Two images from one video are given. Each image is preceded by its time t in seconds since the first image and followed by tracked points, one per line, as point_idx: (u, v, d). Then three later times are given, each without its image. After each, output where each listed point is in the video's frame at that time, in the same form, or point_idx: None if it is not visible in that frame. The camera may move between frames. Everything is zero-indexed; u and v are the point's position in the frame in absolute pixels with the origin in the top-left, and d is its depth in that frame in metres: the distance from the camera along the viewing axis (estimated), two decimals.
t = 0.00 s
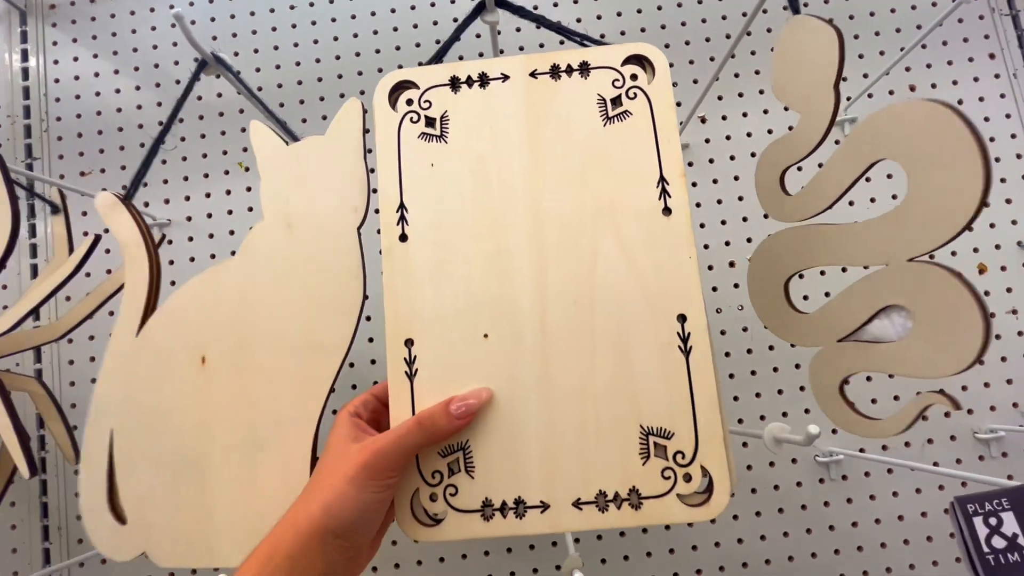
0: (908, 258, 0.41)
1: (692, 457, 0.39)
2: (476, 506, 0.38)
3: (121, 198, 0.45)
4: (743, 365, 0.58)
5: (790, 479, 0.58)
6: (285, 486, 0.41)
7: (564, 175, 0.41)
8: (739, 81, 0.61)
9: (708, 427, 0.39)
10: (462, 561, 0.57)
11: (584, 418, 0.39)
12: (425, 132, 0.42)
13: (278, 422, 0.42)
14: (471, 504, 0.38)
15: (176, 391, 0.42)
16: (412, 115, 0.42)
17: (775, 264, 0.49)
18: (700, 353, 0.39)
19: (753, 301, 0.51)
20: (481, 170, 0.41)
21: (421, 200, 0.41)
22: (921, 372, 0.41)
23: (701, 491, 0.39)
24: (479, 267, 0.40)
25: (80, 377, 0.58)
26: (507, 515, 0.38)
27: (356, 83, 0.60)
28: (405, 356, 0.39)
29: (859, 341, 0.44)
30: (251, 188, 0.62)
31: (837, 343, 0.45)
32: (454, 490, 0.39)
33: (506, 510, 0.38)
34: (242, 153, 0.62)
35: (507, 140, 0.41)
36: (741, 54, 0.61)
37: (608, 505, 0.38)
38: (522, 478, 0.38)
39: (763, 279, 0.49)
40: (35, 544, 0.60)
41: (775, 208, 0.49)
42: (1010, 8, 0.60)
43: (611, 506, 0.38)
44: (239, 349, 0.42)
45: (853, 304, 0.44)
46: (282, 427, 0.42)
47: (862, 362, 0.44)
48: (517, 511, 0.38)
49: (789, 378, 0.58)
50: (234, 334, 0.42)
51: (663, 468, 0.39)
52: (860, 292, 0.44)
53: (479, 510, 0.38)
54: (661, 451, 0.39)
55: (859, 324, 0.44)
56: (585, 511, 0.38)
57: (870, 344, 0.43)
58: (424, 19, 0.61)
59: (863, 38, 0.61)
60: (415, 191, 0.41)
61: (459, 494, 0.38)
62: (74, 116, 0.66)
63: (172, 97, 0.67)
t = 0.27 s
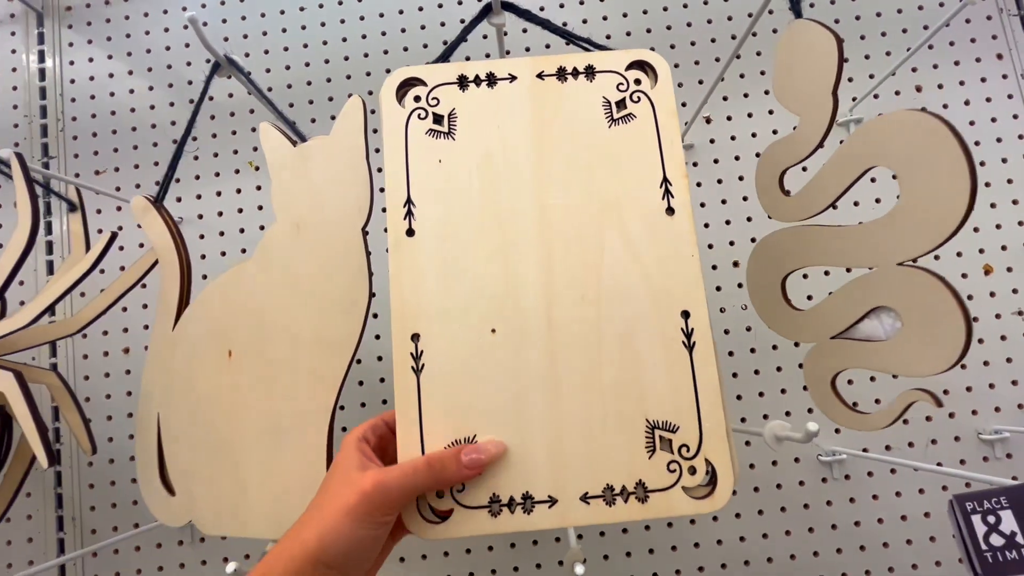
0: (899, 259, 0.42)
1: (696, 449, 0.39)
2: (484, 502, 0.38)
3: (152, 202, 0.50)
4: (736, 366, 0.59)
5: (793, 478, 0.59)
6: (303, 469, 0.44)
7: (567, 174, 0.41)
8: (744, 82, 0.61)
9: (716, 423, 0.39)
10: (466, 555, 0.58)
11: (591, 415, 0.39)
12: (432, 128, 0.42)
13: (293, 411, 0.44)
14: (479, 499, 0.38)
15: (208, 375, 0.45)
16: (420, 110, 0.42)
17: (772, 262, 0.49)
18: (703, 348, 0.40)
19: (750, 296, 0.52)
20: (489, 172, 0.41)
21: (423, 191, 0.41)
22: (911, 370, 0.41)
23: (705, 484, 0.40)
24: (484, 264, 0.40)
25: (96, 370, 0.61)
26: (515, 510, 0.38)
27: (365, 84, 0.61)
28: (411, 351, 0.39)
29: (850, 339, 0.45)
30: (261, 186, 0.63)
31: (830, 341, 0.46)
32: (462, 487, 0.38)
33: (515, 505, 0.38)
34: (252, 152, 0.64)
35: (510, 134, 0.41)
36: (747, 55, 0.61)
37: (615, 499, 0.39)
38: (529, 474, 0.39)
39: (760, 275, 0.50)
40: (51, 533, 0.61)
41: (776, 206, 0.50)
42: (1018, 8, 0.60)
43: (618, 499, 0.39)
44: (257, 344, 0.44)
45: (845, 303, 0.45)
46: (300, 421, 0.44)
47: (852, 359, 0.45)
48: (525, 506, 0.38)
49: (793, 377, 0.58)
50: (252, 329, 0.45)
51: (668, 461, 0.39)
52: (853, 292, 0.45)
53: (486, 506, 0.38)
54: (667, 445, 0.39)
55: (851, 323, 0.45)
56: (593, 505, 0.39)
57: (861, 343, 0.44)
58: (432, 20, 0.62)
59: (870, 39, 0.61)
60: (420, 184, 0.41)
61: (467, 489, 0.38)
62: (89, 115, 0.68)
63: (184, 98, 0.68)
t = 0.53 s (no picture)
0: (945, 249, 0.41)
1: (692, 451, 0.40)
2: (482, 497, 0.39)
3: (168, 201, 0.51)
4: (750, 365, 0.59)
5: (800, 479, 0.59)
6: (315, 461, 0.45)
7: (574, 178, 0.42)
8: (754, 83, 0.61)
9: (712, 427, 0.40)
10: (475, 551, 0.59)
11: (591, 413, 0.40)
12: (442, 129, 0.42)
13: (311, 403, 0.45)
14: (477, 494, 0.39)
15: (219, 374, 0.47)
16: (430, 112, 0.43)
17: (803, 267, 0.49)
18: (702, 351, 0.41)
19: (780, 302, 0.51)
20: (496, 174, 0.42)
21: (433, 192, 0.41)
22: (971, 369, 0.41)
23: (698, 486, 0.40)
24: (493, 265, 0.41)
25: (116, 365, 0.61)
26: (512, 506, 0.39)
27: (377, 86, 0.62)
28: (414, 345, 0.40)
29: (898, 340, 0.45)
30: (276, 187, 0.65)
31: (876, 343, 0.45)
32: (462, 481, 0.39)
33: (510, 500, 0.39)
34: (267, 153, 0.65)
35: (521, 137, 0.42)
36: (756, 56, 0.62)
37: (609, 497, 0.39)
38: (529, 469, 0.39)
39: (790, 280, 0.50)
40: (73, 524, 0.63)
41: (804, 210, 0.49)
42: None
43: (612, 498, 0.39)
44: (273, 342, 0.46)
45: (893, 301, 0.45)
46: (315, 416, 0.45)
47: (903, 362, 0.44)
48: (521, 501, 0.39)
49: (801, 377, 0.59)
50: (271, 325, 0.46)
51: (664, 461, 0.40)
52: (898, 291, 0.44)
53: (484, 500, 0.39)
54: (662, 446, 0.40)
55: (899, 323, 0.44)
56: (587, 503, 0.39)
57: (909, 343, 0.44)
58: (443, 23, 0.63)
59: (881, 40, 0.61)
60: (428, 185, 0.42)
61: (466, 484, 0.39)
62: (109, 118, 0.70)
63: (201, 100, 0.70)
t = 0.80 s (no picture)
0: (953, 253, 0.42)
1: (681, 453, 0.40)
2: (479, 484, 0.40)
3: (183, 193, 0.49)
4: (774, 364, 0.60)
5: (816, 479, 0.59)
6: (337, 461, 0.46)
7: (591, 181, 0.43)
8: (770, 85, 0.62)
9: (700, 433, 0.40)
10: (491, 545, 0.60)
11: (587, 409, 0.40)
12: (460, 132, 0.44)
13: (329, 401, 0.46)
14: (476, 480, 0.40)
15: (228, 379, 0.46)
16: (449, 115, 0.44)
17: (814, 268, 0.50)
18: (697, 360, 0.41)
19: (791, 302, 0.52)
20: (507, 179, 0.43)
21: (451, 195, 0.43)
22: (978, 370, 0.41)
23: (686, 486, 0.41)
24: (511, 265, 0.42)
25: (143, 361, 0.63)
26: (508, 494, 0.40)
27: (396, 89, 0.64)
28: (424, 339, 0.41)
29: (906, 341, 0.45)
30: (298, 188, 0.67)
31: (882, 345, 0.46)
32: (461, 468, 0.40)
33: (508, 489, 0.40)
34: (291, 155, 0.67)
35: (538, 141, 0.43)
36: (773, 58, 0.62)
37: (601, 491, 0.40)
38: (523, 460, 0.40)
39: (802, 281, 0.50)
40: (103, 514, 0.66)
41: (816, 211, 0.50)
42: None
43: (603, 492, 0.40)
44: (290, 337, 0.46)
45: (899, 304, 0.45)
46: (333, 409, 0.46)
47: (908, 364, 0.44)
48: (518, 490, 0.40)
49: (816, 377, 0.59)
50: (294, 325, 0.47)
51: (654, 461, 0.40)
52: (907, 292, 0.45)
53: (481, 487, 0.40)
54: (653, 446, 0.40)
55: (906, 324, 0.45)
56: (579, 496, 0.40)
57: (914, 344, 0.44)
58: (461, 28, 0.64)
59: (898, 42, 0.61)
60: (447, 186, 0.43)
61: (467, 471, 0.40)
62: (139, 121, 0.72)
63: (227, 104, 0.72)
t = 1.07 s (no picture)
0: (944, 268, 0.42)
1: (707, 440, 0.41)
2: (522, 474, 0.41)
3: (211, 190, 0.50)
4: (795, 365, 0.59)
5: (836, 480, 0.59)
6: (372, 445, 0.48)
7: (616, 182, 0.43)
8: (790, 86, 0.62)
9: (722, 419, 0.41)
10: (510, 544, 0.61)
11: (619, 401, 0.41)
12: (491, 137, 0.44)
13: (368, 388, 0.49)
14: (517, 471, 0.41)
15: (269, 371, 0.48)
16: (481, 119, 0.44)
17: (822, 262, 0.49)
18: (720, 355, 0.41)
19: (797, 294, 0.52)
20: (540, 177, 0.43)
21: (478, 194, 0.43)
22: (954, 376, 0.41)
23: (710, 469, 0.41)
24: (535, 264, 0.42)
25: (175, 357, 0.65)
26: (547, 483, 0.41)
27: (418, 91, 0.65)
28: (463, 339, 0.41)
29: (895, 340, 0.45)
30: (321, 189, 0.68)
31: (876, 342, 0.46)
32: (504, 460, 0.41)
33: (548, 478, 0.40)
34: (313, 156, 0.68)
35: (565, 142, 0.44)
36: (794, 59, 0.62)
37: (634, 477, 0.40)
38: (561, 450, 0.41)
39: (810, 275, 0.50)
40: (131, 505, 0.67)
41: (825, 206, 0.49)
42: None
43: (636, 478, 0.40)
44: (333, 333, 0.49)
45: (895, 304, 0.45)
46: (370, 406, 0.49)
47: (895, 362, 0.44)
48: (557, 479, 0.40)
49: (836, 379, 0.59)
50: (331, 317, 0.49)
51: (682, 448, 0.41)
52: (905, 293, 0.44)
53: (524, 477, 0.41)
54: (680, 434, 0.41)
55: (898, 324, 0.45)
56: (614, 483, 0.40)
57: (903, 344, 0.44)
58: (482, 29, 0.65)
59: (923, 41, 0.61)
60: (477, 186, 0.43)
61: (508, 463, 0.41)
62: (167, 123, 0.74)
63: (251, 106, 0.73)
